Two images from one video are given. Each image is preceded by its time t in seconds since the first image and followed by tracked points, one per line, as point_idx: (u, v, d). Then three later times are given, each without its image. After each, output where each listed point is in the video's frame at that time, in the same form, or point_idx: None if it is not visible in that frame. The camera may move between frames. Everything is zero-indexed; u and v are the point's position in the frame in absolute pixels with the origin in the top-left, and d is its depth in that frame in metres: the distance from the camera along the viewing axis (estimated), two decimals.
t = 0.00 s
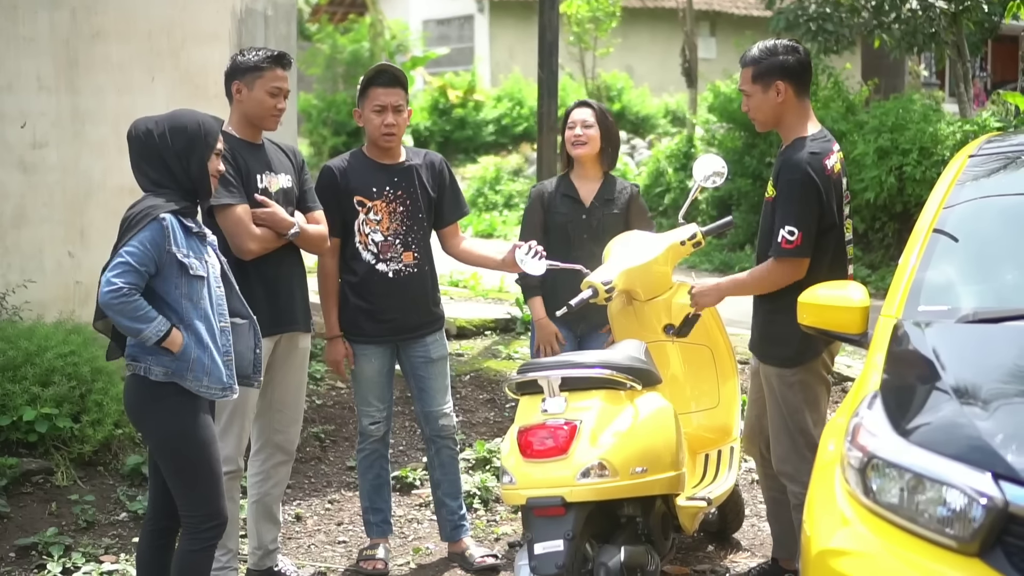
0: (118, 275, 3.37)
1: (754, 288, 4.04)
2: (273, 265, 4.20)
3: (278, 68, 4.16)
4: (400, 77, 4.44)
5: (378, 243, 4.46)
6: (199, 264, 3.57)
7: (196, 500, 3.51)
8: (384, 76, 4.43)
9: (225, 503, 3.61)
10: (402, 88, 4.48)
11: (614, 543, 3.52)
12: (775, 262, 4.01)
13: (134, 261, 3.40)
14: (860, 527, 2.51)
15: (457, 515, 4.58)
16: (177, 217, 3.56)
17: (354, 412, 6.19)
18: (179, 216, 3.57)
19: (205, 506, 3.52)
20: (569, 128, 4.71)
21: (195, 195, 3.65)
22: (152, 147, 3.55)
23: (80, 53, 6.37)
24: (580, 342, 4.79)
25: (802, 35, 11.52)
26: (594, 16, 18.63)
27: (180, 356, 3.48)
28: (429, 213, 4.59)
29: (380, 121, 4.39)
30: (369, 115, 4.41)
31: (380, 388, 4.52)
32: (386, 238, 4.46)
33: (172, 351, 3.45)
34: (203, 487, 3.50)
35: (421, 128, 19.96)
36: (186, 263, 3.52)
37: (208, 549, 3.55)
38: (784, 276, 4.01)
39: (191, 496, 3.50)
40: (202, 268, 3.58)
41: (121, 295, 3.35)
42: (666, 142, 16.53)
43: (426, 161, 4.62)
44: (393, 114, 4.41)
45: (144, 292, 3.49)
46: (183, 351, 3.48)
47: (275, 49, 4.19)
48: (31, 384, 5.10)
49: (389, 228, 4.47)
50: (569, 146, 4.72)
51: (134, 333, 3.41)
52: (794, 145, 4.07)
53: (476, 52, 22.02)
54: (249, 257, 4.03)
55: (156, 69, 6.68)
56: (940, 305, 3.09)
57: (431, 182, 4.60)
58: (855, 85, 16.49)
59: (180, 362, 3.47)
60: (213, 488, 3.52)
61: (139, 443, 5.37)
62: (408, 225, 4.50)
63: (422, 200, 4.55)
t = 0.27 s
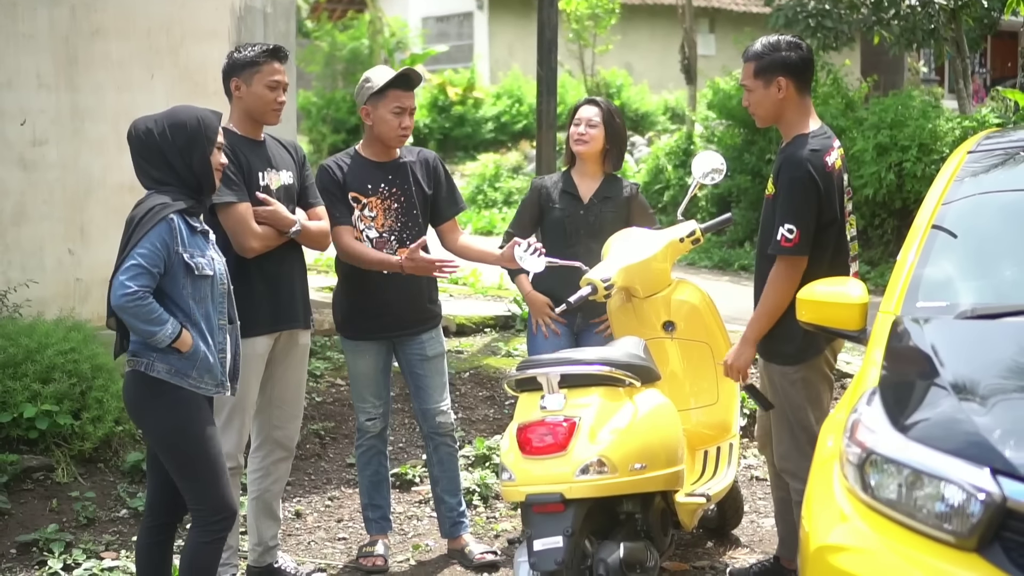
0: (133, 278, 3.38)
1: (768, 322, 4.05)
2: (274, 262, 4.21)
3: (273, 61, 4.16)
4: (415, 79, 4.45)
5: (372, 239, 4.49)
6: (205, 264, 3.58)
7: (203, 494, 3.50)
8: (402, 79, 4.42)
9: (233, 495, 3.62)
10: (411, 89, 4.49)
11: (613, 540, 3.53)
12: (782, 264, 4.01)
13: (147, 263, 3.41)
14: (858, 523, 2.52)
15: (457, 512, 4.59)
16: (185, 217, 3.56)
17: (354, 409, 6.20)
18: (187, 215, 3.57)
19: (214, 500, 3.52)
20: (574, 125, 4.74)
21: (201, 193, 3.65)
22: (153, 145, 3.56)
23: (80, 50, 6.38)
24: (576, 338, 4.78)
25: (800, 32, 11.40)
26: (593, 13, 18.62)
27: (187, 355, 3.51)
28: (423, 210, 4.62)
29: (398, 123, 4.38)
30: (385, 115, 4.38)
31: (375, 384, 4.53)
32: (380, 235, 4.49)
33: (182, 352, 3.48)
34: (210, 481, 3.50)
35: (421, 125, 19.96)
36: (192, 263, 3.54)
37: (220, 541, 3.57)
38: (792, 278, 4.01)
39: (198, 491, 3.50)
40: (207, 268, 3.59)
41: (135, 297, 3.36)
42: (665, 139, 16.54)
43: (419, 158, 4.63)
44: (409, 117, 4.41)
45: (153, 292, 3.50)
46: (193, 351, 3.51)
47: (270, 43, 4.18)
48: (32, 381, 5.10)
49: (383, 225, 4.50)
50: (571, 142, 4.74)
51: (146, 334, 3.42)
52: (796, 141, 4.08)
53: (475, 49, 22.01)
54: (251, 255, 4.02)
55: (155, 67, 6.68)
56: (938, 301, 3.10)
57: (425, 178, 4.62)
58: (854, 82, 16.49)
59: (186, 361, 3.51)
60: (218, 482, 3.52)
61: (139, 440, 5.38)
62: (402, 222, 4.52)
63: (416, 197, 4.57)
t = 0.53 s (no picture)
0: (138, 277, 3.38)
1: (778, 330, 4.07)
2: (274, 261, 4.21)
3: (274, 62, 4.17)
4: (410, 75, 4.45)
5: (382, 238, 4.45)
6: (209, 263, 3.59)
7: (208, 492, 3.50)
8: (397, 75, 4.41)
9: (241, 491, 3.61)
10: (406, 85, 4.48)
11: (612, 539, 3.53)
12: (782, 264, 4.03)
13: (151, 262, 3.41)
14: (856, 521, 2.53)
15: (457, 511, 4.59)
16: (188, 215, 3.56)
17: (353, 408, 6.20)
18: (190, 213, 3.57)
19: (220, 497, 3.51)
20: (568, 126, 4.74)
21: (205, 188, 3.65)
22: (151, 148, 3.56)
23: (78, 50, 6.38)
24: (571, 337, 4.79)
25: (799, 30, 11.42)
26: (592, 12, 18.63)
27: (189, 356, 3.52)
28: (425, 210, 4.63)
29: (395, 118, 4.38)
30: (381, 111, 4.38)
31: (382, 384, 4.53)
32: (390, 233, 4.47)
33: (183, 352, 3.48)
34: (216, 477, 3.50)
35: (419, 124, 19.96)
36: (195, 263, 3.54)
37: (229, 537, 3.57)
38: (795, 278, 4.03)
39: (204, 488, 3.49)
40: (210, 267, 3.60)
41: (140, 296, 3.36)
42: (664, 138, 16.54)
43: (419, 158, 4.65)
44: (406, 113, 4.42)
45: (156, 291, 3.50)
46: (194, 351, 3.52)
47: (270, 43, 4.18)
48: (31, 380, 5.10)
49: (392, 223, 4.48)
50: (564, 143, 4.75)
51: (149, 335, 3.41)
52: (795, 138, 4.08)
53: (474, 48, 22.01)
54: (251, 254, 4.03)
55: (154, 66, 6.68)
56: (937, 299, 3.10)
57: (426, 178, 4.63)
58: (853, 80, 16.50)
59: (189, 361, 3.52)
60: (224, 480, 3.51)
61: (139, 439, 5.38)
62: (410, 220, 4.52)
63: (420, 196, 4.59)
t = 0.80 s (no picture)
0: (141, 277, 3.38)
1: (779, 331, 4.05)
2: (274, 261, 4.21)
3: (273, 63, 4.17)
4: (391, 83, 4.39)
5: (383, 242, 4.47)
6: (212, 261, 3.59)
7: (200, 493, 3.53)
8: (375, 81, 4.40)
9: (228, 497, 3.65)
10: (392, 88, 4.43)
11: (611, 539, 3.53)
12: (783, 266, 4.03)
13: (155, 262, 3.41)
14: (855, 522, 2.53)
15: (456, 512, 4.59)
16: (191, 214, 3.56)
17: (352, 409, 6.20)
18: (193, 212, 3.57)
19: (209, 499, 3.55)
20: (561, 126, 4.74)
21: (207, 184, 3.66)
22: (154, 145, 3.56)
23: (77, 50, 6.38)
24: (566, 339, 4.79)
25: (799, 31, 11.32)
26: (592, 13, 18.63)
27: (196, 354, 3.52)
28: (429, 213, 4.64)
29: (372, 127, 4.41)
30: (363, 121, 4.45)
31: (381, 384, 4.52)
32: (391, 237, 4.49)
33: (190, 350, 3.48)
34: (209, 480, 3.53)
35: (418, 125, 19.97)
36: (199, 261, 3.54)
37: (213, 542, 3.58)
38: (794, 279, 4.03)
39: (198, 489, 3.52)
40: (215, 265, 3.60)
41: (145, 296, 3.35)
42: (663, 139, 16.55)
43: (428, 162, 4.66)
44: (382, 121, 4.40)
45: (161, 290, 3.50)
46: (201, 349, 3.51)
47: (269, 45, 4.19)
48: (30, 380, 5.10)
49: (393, 227, 4.50)
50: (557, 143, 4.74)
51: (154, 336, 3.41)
52: (794, 140, 4.08)
53: (473, 49, 22.02)
54: (250, 253, 4.02)
55: (153, 67, 6.68)
56: (936, 300, 3.10)
57: (433, 182, 4.64)
58: (852, 82, 16.51)
59: (196, 359, 3.51)
60: (216, 480, 3.55)
61: (138, 439, 5.38)
62: (412, 225, 4.54)
63: (424, 200, 4.60)
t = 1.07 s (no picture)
0: (140, 275, 3.38)
1: (780, 336, 4.06)
2: (272, 264, 4.20)
3: (271, 67, 4.16)
4: (382, 87, 4.40)
5: (364, 244, 4.51)
6: (213, 263, 3.59)
7: (175, 497, 3.51)
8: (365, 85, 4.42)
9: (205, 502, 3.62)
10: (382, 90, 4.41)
11: (609, 542, 3.53)
12: (782, 271, 4.03)
13: (155, 260, 3.41)
14: (853, 525, 2.53)
15: (454, 515, 4.59)
16: (194, 215, 3.56)
17: (351, 412, 6.20)
18: (195, 213, 3.58)
19: (183, 504, 3.52)
20: (554, 128, 4.75)
21: (209, 186, 3.66)
22: (155, 148, 3.58)
23: (77, 52, 6.38)
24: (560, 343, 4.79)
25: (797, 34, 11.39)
26: (590, 16, 18.65)
27: (189, 357, 3.51)
28: (426, 219, 4.57)
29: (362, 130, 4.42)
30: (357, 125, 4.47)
31: (371, 385, 4.53)
32: (372, 240, 4.50)
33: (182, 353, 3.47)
34: (186, 484, 3.51)
35: (417, 128, 19.98)
36: (199, 263, 3.54)
37: (189, 547, 3.55)
38: (795, 283, 4.03)
39: (176, 493, 3.50)
40: (215, 268, 3.60)
41: (142, 295, 3.36)
42: (662, 142, 16.56)
43: (425, 166, 4.57)
44: (371, 124, 4.40)
45: (159, 290, 3.50)
46: (195, 352, 3.51)
47: (266, 49, 4.18)
48: (29, 382, 5.10)
49: (376, 230, 4.49)
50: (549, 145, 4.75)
51: (149, 335, 3.41)
52: (792, 144, 4.08)
53: (472, 51, 22.04)
54: (247, 255, 4.04)
55: (153, 69, 6.68)
56: (935, 304, 3.11)
57: (429, 187, 4.56)
58: (851, 85, 16.54)
59: (189, 362, 3.51)
60: (189, 488, 3.52)
61: (137, 442, 5.38)
62: (397, 229, 4.49)
63: (417, 204, 4.53)
